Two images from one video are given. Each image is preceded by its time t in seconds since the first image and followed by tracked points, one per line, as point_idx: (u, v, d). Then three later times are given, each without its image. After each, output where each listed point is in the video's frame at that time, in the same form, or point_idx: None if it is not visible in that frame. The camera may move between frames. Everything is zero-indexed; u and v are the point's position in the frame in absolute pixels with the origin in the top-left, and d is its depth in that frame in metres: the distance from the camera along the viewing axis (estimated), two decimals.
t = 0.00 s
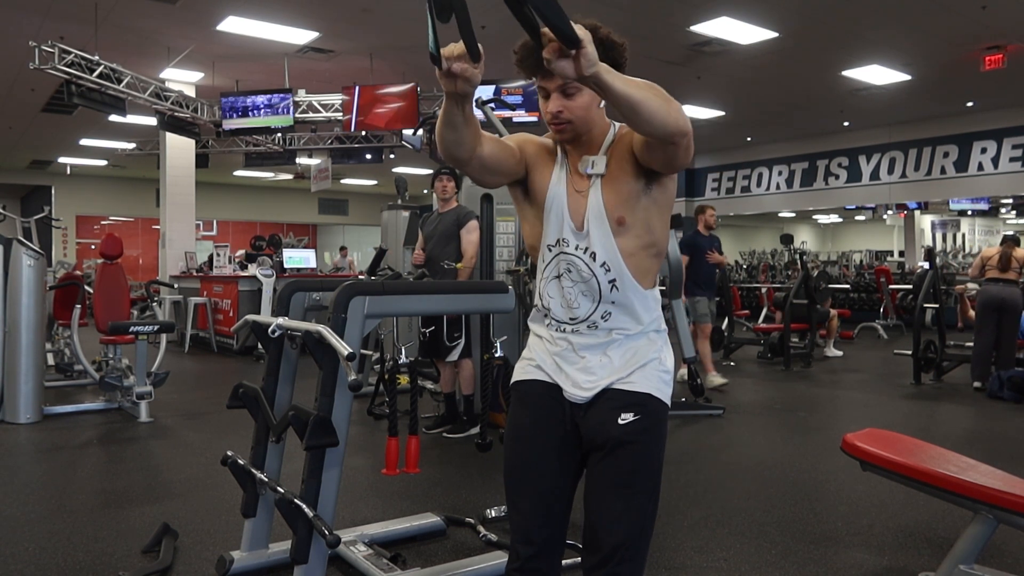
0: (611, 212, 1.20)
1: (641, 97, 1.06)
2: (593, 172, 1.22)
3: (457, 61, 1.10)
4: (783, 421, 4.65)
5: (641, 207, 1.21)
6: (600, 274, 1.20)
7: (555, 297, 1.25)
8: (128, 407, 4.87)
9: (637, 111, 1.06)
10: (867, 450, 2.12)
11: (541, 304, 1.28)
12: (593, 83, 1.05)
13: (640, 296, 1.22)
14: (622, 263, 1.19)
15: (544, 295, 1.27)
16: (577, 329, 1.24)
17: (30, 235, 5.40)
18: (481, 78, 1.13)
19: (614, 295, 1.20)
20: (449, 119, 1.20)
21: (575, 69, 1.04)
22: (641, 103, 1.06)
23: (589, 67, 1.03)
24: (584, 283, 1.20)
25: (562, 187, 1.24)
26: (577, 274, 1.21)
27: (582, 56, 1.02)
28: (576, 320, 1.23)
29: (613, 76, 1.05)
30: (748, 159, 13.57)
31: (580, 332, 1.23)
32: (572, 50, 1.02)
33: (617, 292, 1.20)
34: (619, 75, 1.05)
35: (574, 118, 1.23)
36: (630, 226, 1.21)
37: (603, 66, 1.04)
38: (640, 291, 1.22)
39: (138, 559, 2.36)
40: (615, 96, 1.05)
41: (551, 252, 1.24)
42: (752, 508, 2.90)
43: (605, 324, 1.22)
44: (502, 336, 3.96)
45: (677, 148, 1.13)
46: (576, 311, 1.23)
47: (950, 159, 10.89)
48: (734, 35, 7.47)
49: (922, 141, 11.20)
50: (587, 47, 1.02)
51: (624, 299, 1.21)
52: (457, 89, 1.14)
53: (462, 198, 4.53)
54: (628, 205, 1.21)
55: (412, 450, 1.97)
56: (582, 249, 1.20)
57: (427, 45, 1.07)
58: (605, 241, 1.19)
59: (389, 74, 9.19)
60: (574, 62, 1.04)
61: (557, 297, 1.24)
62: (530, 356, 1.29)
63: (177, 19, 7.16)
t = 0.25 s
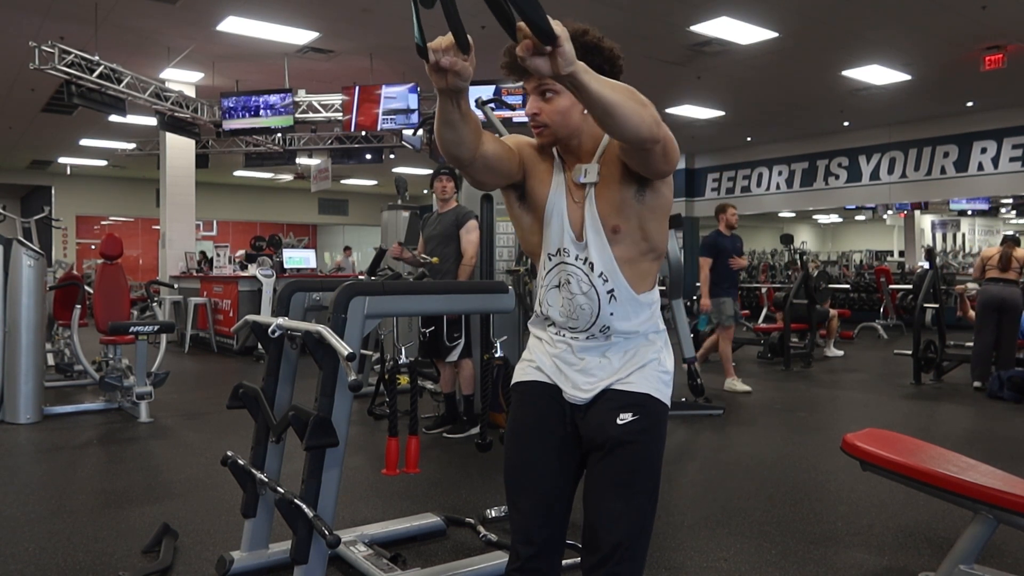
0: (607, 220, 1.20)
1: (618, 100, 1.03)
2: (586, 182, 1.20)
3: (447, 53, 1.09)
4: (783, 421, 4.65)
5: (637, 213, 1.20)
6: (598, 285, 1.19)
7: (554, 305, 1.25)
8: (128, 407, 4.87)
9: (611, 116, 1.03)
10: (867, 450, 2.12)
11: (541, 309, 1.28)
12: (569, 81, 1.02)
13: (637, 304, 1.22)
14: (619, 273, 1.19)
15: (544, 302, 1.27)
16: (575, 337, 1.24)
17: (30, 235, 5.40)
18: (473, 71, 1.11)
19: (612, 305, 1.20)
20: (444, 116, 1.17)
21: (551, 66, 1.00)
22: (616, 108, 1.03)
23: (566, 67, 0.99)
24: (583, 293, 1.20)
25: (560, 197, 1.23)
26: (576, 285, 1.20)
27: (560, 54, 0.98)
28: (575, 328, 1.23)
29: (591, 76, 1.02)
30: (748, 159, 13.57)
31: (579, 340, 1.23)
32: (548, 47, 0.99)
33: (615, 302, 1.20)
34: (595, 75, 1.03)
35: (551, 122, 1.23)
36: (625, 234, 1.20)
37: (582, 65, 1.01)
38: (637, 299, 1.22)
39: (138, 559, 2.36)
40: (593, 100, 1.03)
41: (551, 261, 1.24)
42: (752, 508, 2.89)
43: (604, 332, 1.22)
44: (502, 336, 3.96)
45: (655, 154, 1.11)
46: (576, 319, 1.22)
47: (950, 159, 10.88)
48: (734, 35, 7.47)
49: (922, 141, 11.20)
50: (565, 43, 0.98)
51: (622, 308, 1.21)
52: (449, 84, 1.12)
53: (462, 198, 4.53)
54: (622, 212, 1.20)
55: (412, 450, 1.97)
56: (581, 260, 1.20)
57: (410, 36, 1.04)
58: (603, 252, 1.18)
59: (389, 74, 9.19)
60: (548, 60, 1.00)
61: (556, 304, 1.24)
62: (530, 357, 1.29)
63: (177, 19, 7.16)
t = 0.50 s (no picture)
0: (604, 223, 1.20)
1: (606, 98, 1.03)
2: (582, 186, 1.20)
3: (434, 48, 1.08)
4: (783, 421, 4.65)
5: (634, 215, 1.20)
6: (597, 291, 1.19)
7: (553, 308, 1.24)
8: (128, 407, 4.87)
9: (598, 114, 1.03)
10: (867, 450, 2.12)
11: (540, 312, 1.28)
12: (558, 78, 1.01)
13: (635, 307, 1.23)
14: (617, 277, 1.20)
15: (542, 306, 1.27)
16: (574, 340, 1.23)
17: (30, 235, 5.40)
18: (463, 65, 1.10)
19: (611, 310, 1.20)
20: (438, 114, 1.16)
21: (540, 61, 1.00)
22: (604, 106, 1.03)
23: (556, 63, 0.99)
24: (582, 299, 1.20)
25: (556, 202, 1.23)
26: (574, 290, 1.20)
27: (549, 48, 0.98)
28: (574, 333, 1.23)
29: (580, 73, 1.02)
30: (748, 159, 13.57)
31: (578, 343, 1.23)
32: (538, 41, 0.98)
33: (613, 306, 1.20)
34: (583, 71, 1.02)
35: (547, 128, 1.24)
36: (623, 237, 1.20)
37: (572, 62, 1.01)
38: (636, 300, 1.22)
39: (138, 559, 2.36)
40: (581, 97, 1.02)
41: (549, 266, 1.24)
42: (752, 508, 2.89)
43: (603, 336, 1.22)
44: (502, 336, 3.96)
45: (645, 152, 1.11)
46: (574, 324, 1.22)
47: (950, 159, 10.89)
48: (734, 35, 7.47)
49: (921, 141, 11.21)
50: (555, 37, 0.97)
51: (621, 313, 1.21)
52: (439, 79, 1.10)
53: (463, 199, 4.52)
54: (619, 215, 1.20)
55: (412, 450, 1.97)
56: (579, 266, 1.20)
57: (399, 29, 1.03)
58: (602, 256, 1.19)
59: (389, 74, 9.19)
60: (538, 54, 0.99)
61: (555, 309, 1.24)
62: (530, 358, 1.29)
63: (177, 19, 7.16)
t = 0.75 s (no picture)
0: (603, 229, 1.20)
1: (600, 100, 1.03)
2: (582, 193, 1.21)
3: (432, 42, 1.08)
4: (783, 421, 4.65)
5: (634, 220, 1.20)
6: (598, 297, 1.20)
7: (554, 313, 1.25)
8: (128, 407, 4.87)
9: (592, 116, 1.03)
10: (867, 450, 2.12)
11: (540, 316, 1.28)
12: (553, 79, 1.01)
13: (636, 311, 1.23)
14: (617, 282, 1.20)
15: (544, 310, 1.27)
16: (575, 344, 1.24)
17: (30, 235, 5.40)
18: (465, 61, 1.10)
19: (612, 315, 1.20)
20: (439, 110, 1.16)
21: (536, 61, 1.00)
22: (597, 109, 1.03)
23: (552, 63, 0.99)
24: (583, 304, 1.20)
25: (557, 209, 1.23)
26: (574, 297, 1.21)
27: (544, 48, 0.98)
28: (574, 338, 1.24)
29: (576, 75, 1.02)
30: (748, 159, 13.58)
31: (579, 346, 1.23)
32: (534, 39, 0.98)
33: (614, 310, 1.20)
34: (579, 72, 1.02)
35: (547, 130, 1.24)
36: (623, 242, 1.20)
37: (568, 64, 1.01)
38: (636, 305, 1.22)
39: (138, 559, 2.36)
40: (575, 98, 1.02)
41: (551, 271, 1.24)
42: (752, 508, 2.89)
43: (604, 341, 1.22)
44: (502, 336, 3.96)
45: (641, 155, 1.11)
46: (575, 329, 1.23)
47: (950, 159, 10.89)
48: (734, 35, 7.47)
49: (921, 141, 11.21)
50: (550, 36, 0.97)
51: (622, 318, 1.21)
52: (439, 74, 1.10)
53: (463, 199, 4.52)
54: (618, 221, 1.20)
55: (411, 450, 1.97)
56: (579, 271, 1.20)
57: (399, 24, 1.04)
58: (602, 262, 1.19)
59: (389, 74, 9.19)
60: (534, 53, 0.99)
61: (555, 313, 1.24)
62: (531, 359, 1.29)
63: (177, 19, 7.16)
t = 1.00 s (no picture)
0: (603, 232, 1.20)
1: (598, 105, 1.03)
2: (582, 195, 1.21)
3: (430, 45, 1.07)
4: (783, 421, 4.65)
5: (633, 223, 1.20)
6: (598, 301, 1.20)
7: (554, 315, 1.25)
8: (128, 407, 4.87)
9: (591, 121, 1.03)
10: (867, 450, 2.12)
11: (542, 319, 1.29)
12: (553, 85, 1.02)
13: (636, 313, 1.23)
14: (617, 284, 1.20)
15: (544, 312, 1.28)
16: (575, 345, 1.24)
17: (30, 235, 5.40)
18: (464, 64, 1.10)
19: (612, 318, 1.21)
20: (439, 114, 1.15)
21: (536, 66, 1.00)
22: (595, 114, 1.03)
23: (551, 68, 0.99)
24: (583, 307, 1.20)
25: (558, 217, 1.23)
26: (575, 301, 1.21)
27: (544, 53, 0.98)
28: (575, 342, 1.24)
29: (575, 80, 1.02)
30: (748, 159, 13.58)
31: (579, 348, 1.24)
32: (532, 44, 0.99)
33: (614, 313, 1.20)
34: (578, 78, 1.03)
35: (546, 132, 1.23)
36: (624, 244, 1.20)
37: (567, 68, 1.01)
38: (636, 306, 1.22)
39: (138, 559, 2.36)
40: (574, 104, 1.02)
41: (551, 275, 1.25)
42: (752, 508, 2.89)
43: (605, 344, 1.23)
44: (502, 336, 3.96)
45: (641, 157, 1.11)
46: (575, 334, 1.23)
47: (950, 159, 10.89)
48: (734, 35, 7.47)
49: (922, 141, 11.21)
50: (550, 42, 0.98)
51: (622, 321, 1.21)
52: (438, 76, 1.10)
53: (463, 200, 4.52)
54: (619, 224, 1.20)
55: (412, 450, 1.97)
56: (579, 275, 1.21)
57: (395, 28, 1.04)
58: (602, 266, 1.19)
59: (389, 73, 9.19)
60: (534, 58, 1.00)
61: (556, 316, 1.24)
62: (533, 360, 1.30)
63: (177, 19, 7.16)
